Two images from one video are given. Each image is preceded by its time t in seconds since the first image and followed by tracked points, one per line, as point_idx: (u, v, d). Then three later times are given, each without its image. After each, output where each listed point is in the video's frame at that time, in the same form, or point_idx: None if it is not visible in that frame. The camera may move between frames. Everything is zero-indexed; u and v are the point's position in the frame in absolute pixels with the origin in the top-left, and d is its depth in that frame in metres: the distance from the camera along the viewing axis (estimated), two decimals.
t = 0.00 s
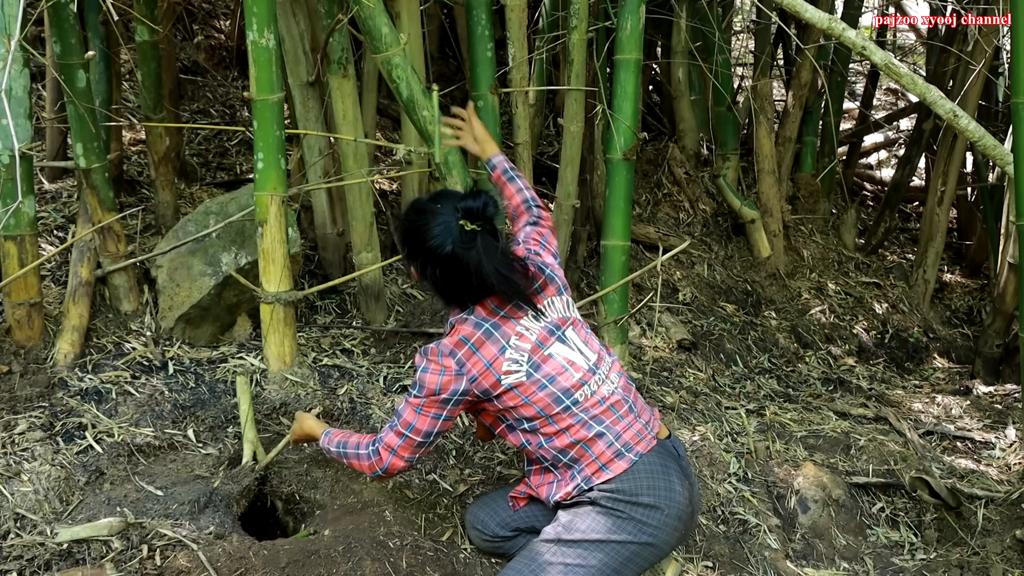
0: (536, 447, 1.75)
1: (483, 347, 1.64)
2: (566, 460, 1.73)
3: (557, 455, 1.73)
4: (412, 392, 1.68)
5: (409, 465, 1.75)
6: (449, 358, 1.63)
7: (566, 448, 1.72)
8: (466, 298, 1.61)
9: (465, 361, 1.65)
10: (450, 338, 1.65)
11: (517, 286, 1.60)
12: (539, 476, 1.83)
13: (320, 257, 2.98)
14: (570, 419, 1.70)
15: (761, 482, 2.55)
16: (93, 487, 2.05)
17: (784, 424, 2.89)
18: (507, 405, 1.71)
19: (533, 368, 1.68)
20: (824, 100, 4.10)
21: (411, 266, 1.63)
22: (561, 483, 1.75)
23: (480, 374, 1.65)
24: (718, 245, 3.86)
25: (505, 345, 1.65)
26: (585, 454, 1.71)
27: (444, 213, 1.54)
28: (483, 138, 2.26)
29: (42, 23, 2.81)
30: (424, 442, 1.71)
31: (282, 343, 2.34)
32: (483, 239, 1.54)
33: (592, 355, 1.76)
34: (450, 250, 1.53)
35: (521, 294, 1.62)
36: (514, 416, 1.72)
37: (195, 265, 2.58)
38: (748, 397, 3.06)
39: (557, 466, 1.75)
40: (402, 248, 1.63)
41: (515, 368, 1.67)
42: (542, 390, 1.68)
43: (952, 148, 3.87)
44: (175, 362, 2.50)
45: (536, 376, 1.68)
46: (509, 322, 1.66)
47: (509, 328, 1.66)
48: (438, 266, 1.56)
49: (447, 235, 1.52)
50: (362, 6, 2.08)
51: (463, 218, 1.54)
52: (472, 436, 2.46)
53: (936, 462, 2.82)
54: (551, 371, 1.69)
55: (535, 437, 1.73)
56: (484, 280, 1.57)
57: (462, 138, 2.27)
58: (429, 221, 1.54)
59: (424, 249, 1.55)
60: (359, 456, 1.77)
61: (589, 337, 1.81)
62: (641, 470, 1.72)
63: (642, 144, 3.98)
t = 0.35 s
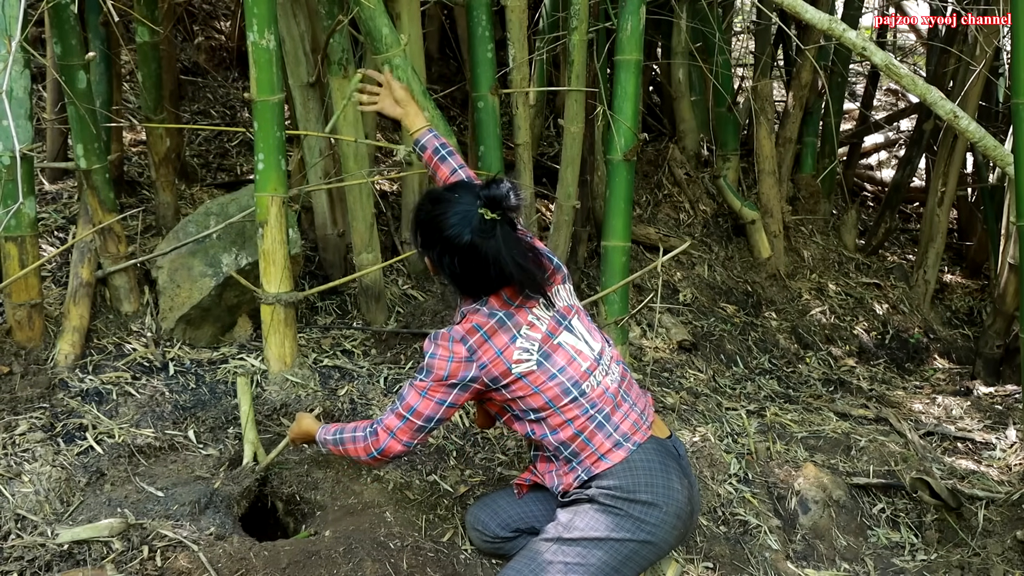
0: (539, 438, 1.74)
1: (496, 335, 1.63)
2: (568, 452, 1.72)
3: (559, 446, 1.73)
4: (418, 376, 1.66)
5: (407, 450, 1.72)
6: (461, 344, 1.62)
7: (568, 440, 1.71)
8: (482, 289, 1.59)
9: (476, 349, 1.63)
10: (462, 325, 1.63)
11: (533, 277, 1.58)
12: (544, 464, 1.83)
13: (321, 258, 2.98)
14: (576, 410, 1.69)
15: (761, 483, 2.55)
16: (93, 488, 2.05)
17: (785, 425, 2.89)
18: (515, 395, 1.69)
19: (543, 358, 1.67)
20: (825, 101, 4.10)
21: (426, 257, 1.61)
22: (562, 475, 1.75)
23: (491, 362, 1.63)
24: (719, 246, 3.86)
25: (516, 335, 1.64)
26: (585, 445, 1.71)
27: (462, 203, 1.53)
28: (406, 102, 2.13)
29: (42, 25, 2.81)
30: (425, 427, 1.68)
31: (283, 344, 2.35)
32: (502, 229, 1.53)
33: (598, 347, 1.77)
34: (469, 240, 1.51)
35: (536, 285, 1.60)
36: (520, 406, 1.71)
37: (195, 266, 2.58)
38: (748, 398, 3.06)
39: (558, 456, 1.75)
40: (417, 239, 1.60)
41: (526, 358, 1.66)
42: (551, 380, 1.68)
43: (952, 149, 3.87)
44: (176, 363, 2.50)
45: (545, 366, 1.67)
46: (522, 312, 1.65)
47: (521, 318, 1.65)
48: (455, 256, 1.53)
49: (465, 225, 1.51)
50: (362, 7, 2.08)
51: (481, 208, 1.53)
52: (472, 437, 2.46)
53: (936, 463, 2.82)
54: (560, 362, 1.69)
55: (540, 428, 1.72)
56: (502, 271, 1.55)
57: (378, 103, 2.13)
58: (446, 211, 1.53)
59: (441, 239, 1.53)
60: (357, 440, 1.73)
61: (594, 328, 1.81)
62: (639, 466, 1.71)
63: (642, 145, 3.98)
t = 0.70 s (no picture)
0: (531, 425, 1.73)
1: (490, 325, 1.62)
2: (559, 440, 1.72)
3: (551, 434, 1.72)
4: (413, 365, 1.65)
5: (401, 440, 1.71)
6: (455, 334, 1.60)
7: (559, 429, 1.70)
8: (478, 277, 1.59)
9: (470, 338, 1.62)
10: (457, 314, 1.62)
11: (529, 263, 1.58)
12: (536, 451, 1.82)
13: (321, 259, 2.98)
14: (568, 399, 1.68)
15: (761, 483, 2.55)
16: (93, 489, 2.05)
17: (785, 425, 2.89)
18: (508, 383, 1.68)
19: (537, 347, 1.66)
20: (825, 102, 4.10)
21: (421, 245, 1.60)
22: (553, 463, 1.75)
23: (485, 351, 1.63)
24: (719, 246, 3.86)
25: (510, 324, 1.63)
26: (575, 434, 1.70)
27: (458, 189, 1.53)
28: (408, 76, 2.10)
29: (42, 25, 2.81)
30: (419, 416, 1.67)
31: (283, 345, 2.35)
32: (498, 215, 1.52)
33: (591, 334, 1.76)
34: (466, 226, 1.50)
35: (532, 272, 1.60)
36: (513, 394, 1.70)
37: (195, 267, 2.58)
38: (748, 398, 3.06)
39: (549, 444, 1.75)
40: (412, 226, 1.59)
41: (520, 347, 1.65)
42: (545, 369, 1.67)
43: (952, 149, 3.87)
44: (176, 364, 2.50)
45: (539, 355, 1.67)
46: (516, 301, 1.64)
47: (515, 307, 1.64)
48: (452, 243, 1.53)
49: (461, 211, 1.50)
50: (361, 8, 2.05)
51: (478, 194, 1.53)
52: (472, 438, 2.47)
53: (936, 464, 2.82)
54: (554, 350, 1.68)
55: (533, 415, 1.71)
56: (499, 258, 1.54)
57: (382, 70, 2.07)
58: (442, 197, 1.52)
59: (437, 226, 1.53)
60: (352, 430, 1.73)
61: (587, 315, 1.80)
62: (626, 454, 1.69)
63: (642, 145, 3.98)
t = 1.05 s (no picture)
0: (524, 426, 1.72)
1: (480, 327, 1.60)
2: (553, 440, 1.70)
3: (544, 435, 1.71)
4: (403, 368, 1.64)
5: (394, 443, 1.69)
6: (444, 336, 1.58)
7: (552, 429, 1.69)
8: (464, 275, 1.56)
9: (459, 340, 1.60)
10: (446, 316, 1.60)
11: (516, 260, 1.56)
12: (531, 451, 1.80)
13: (321, 259, 2.98)
14: (560, 399, 1.67)
15: (761, 483, 2.55)
16: (93, 489, 2.04)
17: (785, 425, 2.89)
18: (499, 385, 1.67)
19: (528, 347, 1.64)
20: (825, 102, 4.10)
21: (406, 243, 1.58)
22: (548, 464, 1.74)
23: (474, 353, 1.61)
24: (719, 246, 3.86)
25: (500, 325, 1.61)
26: (568, 433, 1.69)
27: (442, 185, 1.51)
28: (424, 69, 1.98)
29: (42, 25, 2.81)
30: (411, 419, 1.66)
31: (283, 344, 2.34)
32: (482, 211, 1.51)
33: (582, 332, 1.74)
34: (450, 222, 1.48)
35: (519, 270, 1.58)
36: (505, 395, 1.68)
37: (195, 267, 2.58)
38: (748, 398, 3.06)
39: (543, 445, 1.73)
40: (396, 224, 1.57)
41: (510, 348, 1.63)
42: (536, 369, 1.65)
43: (952, 149, 3.87)
44: (176, 364, 2.50)
45: (530, 356, 1.65)
46: (505, 301, 1.62)
47: (504, 307, 1.62)
48: (436, 240, 1.51)
49: (445, 207, 1.48)
50: (361, 8, 2.05)
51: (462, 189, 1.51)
52: (472, 437, 2.47)
53: (936, 463, 2.82)
54: (544, 350, 1.66)
55: (525, 416, 1.70)
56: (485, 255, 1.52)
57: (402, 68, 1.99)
58: (426, 194, 1.50)
59: (421, 223, 1.51)
60: (345, 434, 1.71)
61: (577, 312, 1.78)
62: (622, 452, 1.69)
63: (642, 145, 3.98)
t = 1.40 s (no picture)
0: (533, 430, 1.71)
1: (492, 326, 1.59)
2: (563, 445, 1.69)
3: (553, 440, 1.70)
4: (411, 356, 1.61)
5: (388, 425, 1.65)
6: (456, 332, 1.58)
7: (563, 434, 1.68)
8: (480, 282, 1.57)
9: (471, 338, 1.59)
10: (459, 313, 1.59)
11: (532, 271, 1.57)
12: (540, 459, 1.79)
13: (321, 258, 2.99)
14: (572, 405, 1.66)
15: (761, 482, 2.55)
16: (93, 488, 2.04)
17: (785, 424, 2.89)
18: (509, 387, 1.66)
19: (538, 351, 1.64)
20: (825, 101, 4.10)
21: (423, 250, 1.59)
22: (560, 472, 1.72)
23: (485, 352, 1.60)
24: (719, 246, 3.86)
25: (513, 327, 1.61)
26: (580, 440, 1.68)
27: (462, 195, 1.52)
28: (425, 93, 2.06)
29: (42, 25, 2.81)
30: (411, 406, 1.62)
31: (284, 345, 2.32)
32: (501, 221, 1.51)
33: (593, 341, 1.74)
34: (469, 231, 1.49)
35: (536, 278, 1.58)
36: (514, 398, 1.67)
37: (195, 266, 2.59)
38: (748, 397, 3.06)
39: (552, 450, 1.72)
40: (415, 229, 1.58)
41: (521, 350, 1.63)
42: (546, 373, 1.65)
43: (952, 148, 3.87)
44: (176, 363, 2.50)
45: (540, 360, 1.65)
46: (519, 304, 1.62)
47: (517, 310, 1.62)
48: (454, 248, 1.52)
49: (464, 217, 1.49)
50: (362, 6, 2.03)
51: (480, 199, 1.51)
52: (473, 436, 2.47)
53: (937, 462, 2.82)
54: (555, 355, 1.66)
55: (534, 420, 1.69)
56: (503, 264, 1.53)
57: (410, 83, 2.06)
58: (444, 203, 1.51)
59: (439, 232, 1.52)
60: (336, 403, 1.64)
61: (589, 322, 1.79)
62: (635, 462, 1.68)
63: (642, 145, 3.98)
